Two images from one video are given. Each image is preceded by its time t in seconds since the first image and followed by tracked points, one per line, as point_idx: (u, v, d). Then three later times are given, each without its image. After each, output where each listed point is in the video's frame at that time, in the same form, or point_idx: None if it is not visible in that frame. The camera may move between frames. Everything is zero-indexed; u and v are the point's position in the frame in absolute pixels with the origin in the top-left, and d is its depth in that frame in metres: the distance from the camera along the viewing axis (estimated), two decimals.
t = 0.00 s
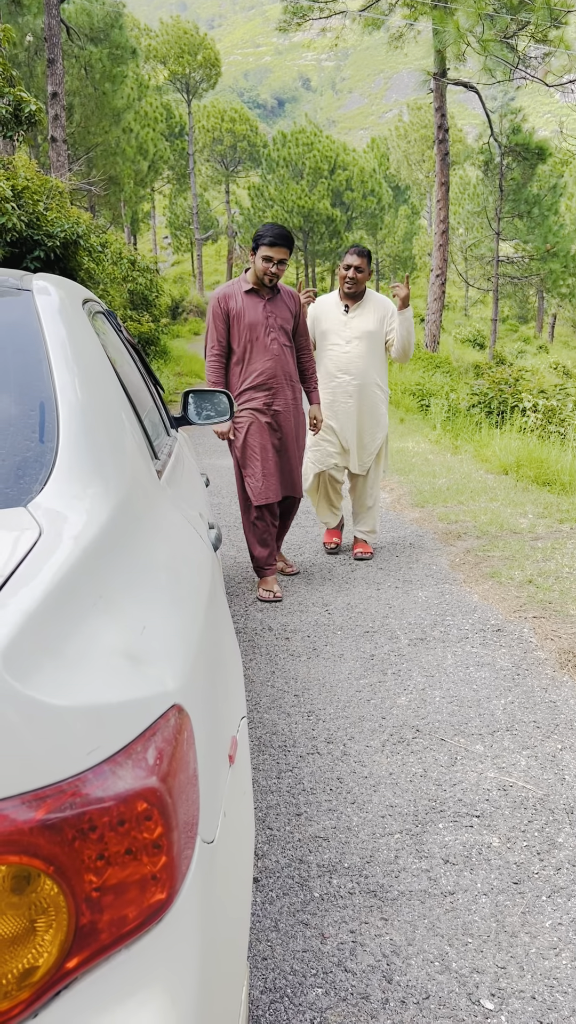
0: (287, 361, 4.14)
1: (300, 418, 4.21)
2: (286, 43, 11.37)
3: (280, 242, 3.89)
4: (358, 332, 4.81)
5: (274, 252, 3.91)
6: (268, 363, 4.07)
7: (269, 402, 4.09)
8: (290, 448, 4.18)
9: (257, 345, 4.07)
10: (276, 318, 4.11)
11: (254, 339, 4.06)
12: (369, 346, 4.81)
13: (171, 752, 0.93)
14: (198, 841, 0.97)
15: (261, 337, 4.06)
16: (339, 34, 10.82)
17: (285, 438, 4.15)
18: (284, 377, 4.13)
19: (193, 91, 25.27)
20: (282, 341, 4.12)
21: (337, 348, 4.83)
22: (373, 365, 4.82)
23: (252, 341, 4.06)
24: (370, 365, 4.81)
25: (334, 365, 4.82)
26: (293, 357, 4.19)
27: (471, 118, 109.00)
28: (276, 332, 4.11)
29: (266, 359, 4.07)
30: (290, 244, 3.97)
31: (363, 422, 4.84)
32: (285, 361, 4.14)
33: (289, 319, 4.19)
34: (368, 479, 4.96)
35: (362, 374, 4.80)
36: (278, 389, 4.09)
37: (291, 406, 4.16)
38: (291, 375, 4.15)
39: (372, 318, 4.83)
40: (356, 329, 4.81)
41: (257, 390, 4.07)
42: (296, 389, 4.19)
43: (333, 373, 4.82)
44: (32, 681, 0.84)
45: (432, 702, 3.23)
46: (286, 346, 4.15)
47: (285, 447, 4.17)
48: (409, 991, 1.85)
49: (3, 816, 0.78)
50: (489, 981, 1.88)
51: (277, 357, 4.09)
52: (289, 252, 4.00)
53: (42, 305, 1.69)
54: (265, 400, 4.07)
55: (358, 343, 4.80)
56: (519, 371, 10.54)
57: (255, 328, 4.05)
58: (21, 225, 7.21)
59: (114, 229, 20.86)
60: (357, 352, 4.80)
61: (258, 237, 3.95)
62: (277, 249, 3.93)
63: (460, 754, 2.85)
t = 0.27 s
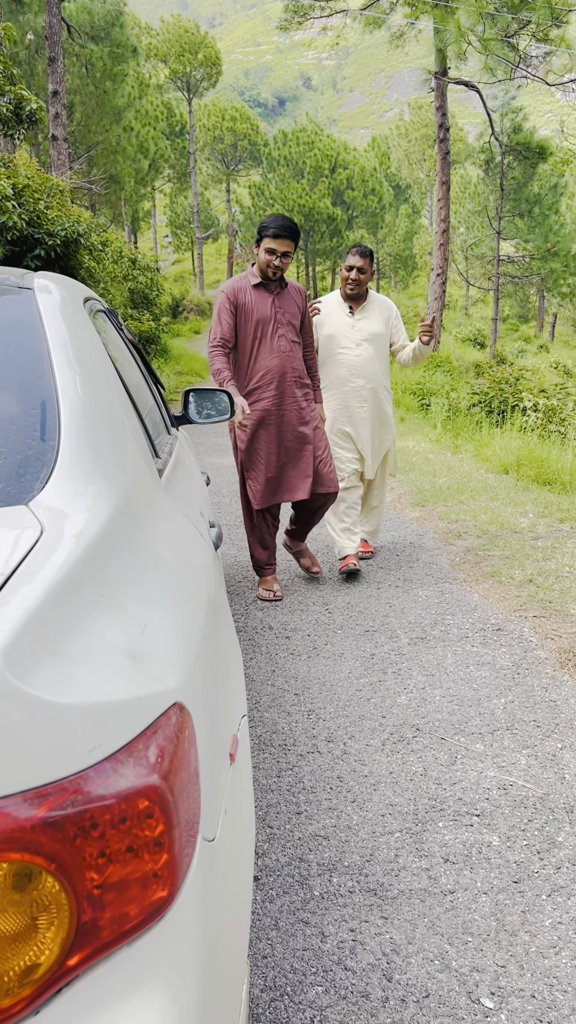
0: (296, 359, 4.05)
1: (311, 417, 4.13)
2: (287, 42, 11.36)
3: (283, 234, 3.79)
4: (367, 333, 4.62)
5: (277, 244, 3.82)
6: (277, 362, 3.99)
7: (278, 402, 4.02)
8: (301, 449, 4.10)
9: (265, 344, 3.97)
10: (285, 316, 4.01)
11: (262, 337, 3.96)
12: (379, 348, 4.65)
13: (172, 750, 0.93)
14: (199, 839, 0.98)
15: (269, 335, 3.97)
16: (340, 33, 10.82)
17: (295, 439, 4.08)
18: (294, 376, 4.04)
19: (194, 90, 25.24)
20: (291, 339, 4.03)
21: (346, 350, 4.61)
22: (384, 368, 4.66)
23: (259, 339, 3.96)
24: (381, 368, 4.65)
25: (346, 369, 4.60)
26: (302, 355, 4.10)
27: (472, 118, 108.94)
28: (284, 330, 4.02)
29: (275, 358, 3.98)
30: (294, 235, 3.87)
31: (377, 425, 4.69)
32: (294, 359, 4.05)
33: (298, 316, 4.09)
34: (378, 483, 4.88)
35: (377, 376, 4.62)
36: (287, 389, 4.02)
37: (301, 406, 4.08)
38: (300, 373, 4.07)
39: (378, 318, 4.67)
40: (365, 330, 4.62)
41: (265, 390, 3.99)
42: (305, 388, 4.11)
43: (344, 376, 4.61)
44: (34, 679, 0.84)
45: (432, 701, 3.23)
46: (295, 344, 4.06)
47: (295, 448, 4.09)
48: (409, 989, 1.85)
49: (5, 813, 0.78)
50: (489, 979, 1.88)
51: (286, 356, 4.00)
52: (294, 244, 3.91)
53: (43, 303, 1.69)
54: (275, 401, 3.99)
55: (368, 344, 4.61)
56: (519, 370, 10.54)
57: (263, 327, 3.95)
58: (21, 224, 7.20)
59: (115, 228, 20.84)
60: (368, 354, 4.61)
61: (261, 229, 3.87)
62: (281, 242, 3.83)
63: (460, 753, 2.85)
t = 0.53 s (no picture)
0: (317, 362, 3.91)
1: (333, 422, 3.97)
2: (287, 40, 11.35)
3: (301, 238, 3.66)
4: (370, 332, 4.55)
5: (296, 248, 3.69)
6: (297, 364, 3.86)
7: (297, 405, 3.89)
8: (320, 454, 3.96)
9: (286, 344, 3.84)
10: (307, 317, 3.87)
11: (282, 339, 3.83)
12: (383, 347, 4.59)
13: (173, 749, 0.93)
14: (199, 838, 0.98)
15: (289, 336, 3.83)
16: (341, 31, 10.82)
17: (314, 444, 3.94)
18: (315, 379, 3.90)
19: (194, 88, 25.21)
20: (313, 341, 3.89)
21: (350, 349, 4.53)
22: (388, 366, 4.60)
23: (280, 340, 3.83)
24: (385, 366, 4.58)
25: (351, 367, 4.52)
26: (324, 357, 3.95)
27: (474, 117, 108.90)
28: (306, 331, 3.88)
29: (295, 360, 3.85)
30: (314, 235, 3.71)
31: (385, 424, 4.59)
32: (316, 362, 3.91)
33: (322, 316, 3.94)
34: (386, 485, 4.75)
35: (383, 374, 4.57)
36: (307, 392, 3.89)
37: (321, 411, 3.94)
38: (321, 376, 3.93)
39: (379, 318, 4.60)
40: (368, 329, 4.55)
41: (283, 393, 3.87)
42: (327, 391, 3.96)
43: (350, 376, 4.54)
44: (36, 678, 0.84)
45: (432, 699, 3.23)
46: (317, 346, 3.91)
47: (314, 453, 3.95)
48: (408, 988, 1.86)
49: (6, 811, 0.79)
50: (489, 978, 1.88)
51: (307, 358, 3.86)
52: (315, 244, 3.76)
53: (43, 301, 1.69)
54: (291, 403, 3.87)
55: (372, 342, 4.54)
56: (520, 369, 10.55)
57: (283, 327, 3.83)
58: (22, 222, 7.21)
59: (116, 226, 20.82)
60: (371, 352, 4.55)
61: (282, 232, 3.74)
62: (299, 245, 3.70)
63: (460, 751, 2.85)
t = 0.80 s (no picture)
0: (364, 364, 3.77)
1: (377, 427, 3.81)
2: (289, 38, 11.33)
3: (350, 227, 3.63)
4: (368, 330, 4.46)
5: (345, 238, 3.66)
6: (342, 365, 3.72)
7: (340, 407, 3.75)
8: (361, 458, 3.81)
9: (332, 345, 3.73)
10: (355, 318, 3.75)
11: (328, 338, 3.72)
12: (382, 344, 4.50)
13: (173, 747, 0.93)
14: (200, 836, 0.98)
15: (335, 336, 3.72)
16: (342, 29, 10.81)
17: (355, 448, 3.79)
18: (360, 381, 3.76)
19: (195, 87, 25.18)
20: (360, 343, 3.76)
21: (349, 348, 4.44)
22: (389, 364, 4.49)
23: (324, 339, 3.72)
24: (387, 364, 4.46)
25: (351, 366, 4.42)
26: (372, 360, 3.81)
27: (475, 115, 108.80)
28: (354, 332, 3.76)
29: (339, 362, 3.72)
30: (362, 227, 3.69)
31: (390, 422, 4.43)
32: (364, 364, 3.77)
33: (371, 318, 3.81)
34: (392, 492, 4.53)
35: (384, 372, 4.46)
36: (350, 393, 3.74)
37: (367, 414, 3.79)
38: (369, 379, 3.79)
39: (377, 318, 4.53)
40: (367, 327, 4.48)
41: (325, 393, 3.73)
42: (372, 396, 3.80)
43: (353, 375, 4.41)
44: (37, 676, 0.84)
45: (432, 698, 3.24)
46: (365, 348, 3.78)
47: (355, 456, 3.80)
48: (408, 986, 1.86)
49: (6, 810, 0.78)
50: (489, 977, 1.88)
51: (352, 360, 3.73)
52: (363, 237, 3.73)
53: (44, 299, 1.69)
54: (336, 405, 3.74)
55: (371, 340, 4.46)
56: (521, 368, 10.55)
57: (329, 327, 3.72)
58: (22, 220, 7.20)
59: (116, 225, 20.81)
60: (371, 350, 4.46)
61: (329, 228, 3.74)
62: (347, 236, 3.68)
63: (460, 750, 2.86)
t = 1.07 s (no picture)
0: (400, 360, 3.70)
1: (411, 423, 3.75)
2: (289, 36, 11.30)
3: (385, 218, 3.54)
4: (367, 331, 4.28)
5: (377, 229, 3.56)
6: (377, 361, 3.66)
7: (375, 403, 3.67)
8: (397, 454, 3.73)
9: (366, 342, 3.67)
10: (390, 312, 3.68)
11: (362, 336, 3.67)
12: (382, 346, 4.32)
13: (173, 745, 0.93)
14: (200, 834, 0.98)
15: (369, 332, 3.66)
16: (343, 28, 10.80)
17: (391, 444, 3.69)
18: (396, 377, 3.69)
19: (196, 85, 25.15)
20: (397, 337, 3.69)
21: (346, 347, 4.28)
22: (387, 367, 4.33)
23: (358, 337, 3.68)
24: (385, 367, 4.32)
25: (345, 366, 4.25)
26: (408, 356, 3.74)
27: (476, 113, 108.66)
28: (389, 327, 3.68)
29: (374, 357, 3.66)
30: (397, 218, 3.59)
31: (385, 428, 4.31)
32: (399, 360, 3.70)
33: (407, 312, 3.74)
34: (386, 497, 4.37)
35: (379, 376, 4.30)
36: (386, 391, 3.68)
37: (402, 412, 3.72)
38: (404, 376, 3.72)
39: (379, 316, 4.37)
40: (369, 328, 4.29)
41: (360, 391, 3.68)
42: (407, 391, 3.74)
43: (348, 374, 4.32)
44: (38, 673, 0.84)
45: (432, 696, 3.24)
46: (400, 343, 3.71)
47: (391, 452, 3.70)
48: (408, 984, 1.86)
49: (6, 808, 0.78)
50: (489, 975, 1.89)
51: (387, 356, 3.66)
52: (398, 228, 3.63)
53: (45, 297, 1.68)
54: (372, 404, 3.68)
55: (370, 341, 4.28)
56: (522, 366, 10.55)
57: (363, 323, 3.66)
58: (23, 218, 7.20)
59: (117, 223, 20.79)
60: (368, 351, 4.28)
61: (362, 217, 3.62)
62: (379, 227, 3.56)
63: (460, 749, 2.86)
